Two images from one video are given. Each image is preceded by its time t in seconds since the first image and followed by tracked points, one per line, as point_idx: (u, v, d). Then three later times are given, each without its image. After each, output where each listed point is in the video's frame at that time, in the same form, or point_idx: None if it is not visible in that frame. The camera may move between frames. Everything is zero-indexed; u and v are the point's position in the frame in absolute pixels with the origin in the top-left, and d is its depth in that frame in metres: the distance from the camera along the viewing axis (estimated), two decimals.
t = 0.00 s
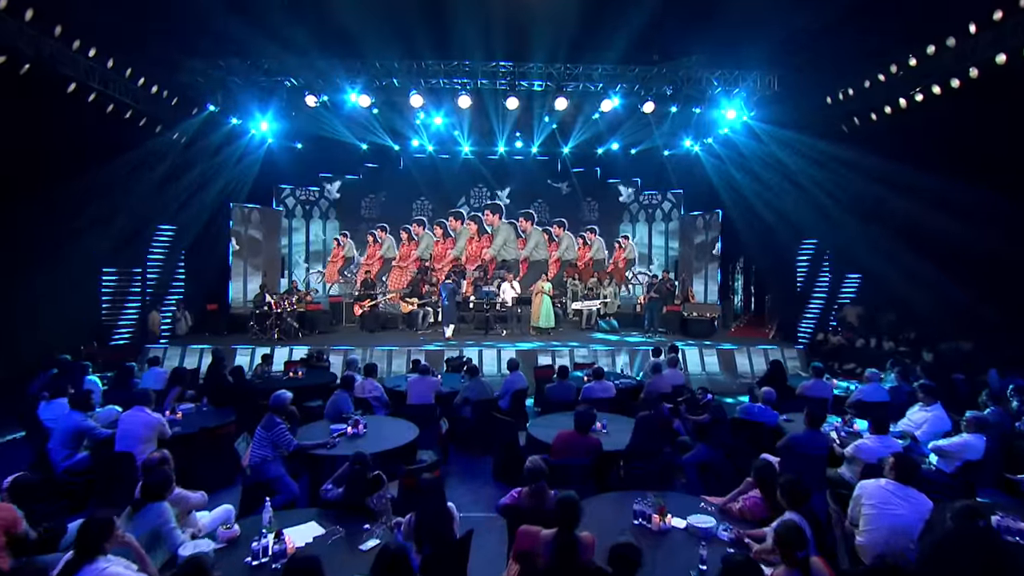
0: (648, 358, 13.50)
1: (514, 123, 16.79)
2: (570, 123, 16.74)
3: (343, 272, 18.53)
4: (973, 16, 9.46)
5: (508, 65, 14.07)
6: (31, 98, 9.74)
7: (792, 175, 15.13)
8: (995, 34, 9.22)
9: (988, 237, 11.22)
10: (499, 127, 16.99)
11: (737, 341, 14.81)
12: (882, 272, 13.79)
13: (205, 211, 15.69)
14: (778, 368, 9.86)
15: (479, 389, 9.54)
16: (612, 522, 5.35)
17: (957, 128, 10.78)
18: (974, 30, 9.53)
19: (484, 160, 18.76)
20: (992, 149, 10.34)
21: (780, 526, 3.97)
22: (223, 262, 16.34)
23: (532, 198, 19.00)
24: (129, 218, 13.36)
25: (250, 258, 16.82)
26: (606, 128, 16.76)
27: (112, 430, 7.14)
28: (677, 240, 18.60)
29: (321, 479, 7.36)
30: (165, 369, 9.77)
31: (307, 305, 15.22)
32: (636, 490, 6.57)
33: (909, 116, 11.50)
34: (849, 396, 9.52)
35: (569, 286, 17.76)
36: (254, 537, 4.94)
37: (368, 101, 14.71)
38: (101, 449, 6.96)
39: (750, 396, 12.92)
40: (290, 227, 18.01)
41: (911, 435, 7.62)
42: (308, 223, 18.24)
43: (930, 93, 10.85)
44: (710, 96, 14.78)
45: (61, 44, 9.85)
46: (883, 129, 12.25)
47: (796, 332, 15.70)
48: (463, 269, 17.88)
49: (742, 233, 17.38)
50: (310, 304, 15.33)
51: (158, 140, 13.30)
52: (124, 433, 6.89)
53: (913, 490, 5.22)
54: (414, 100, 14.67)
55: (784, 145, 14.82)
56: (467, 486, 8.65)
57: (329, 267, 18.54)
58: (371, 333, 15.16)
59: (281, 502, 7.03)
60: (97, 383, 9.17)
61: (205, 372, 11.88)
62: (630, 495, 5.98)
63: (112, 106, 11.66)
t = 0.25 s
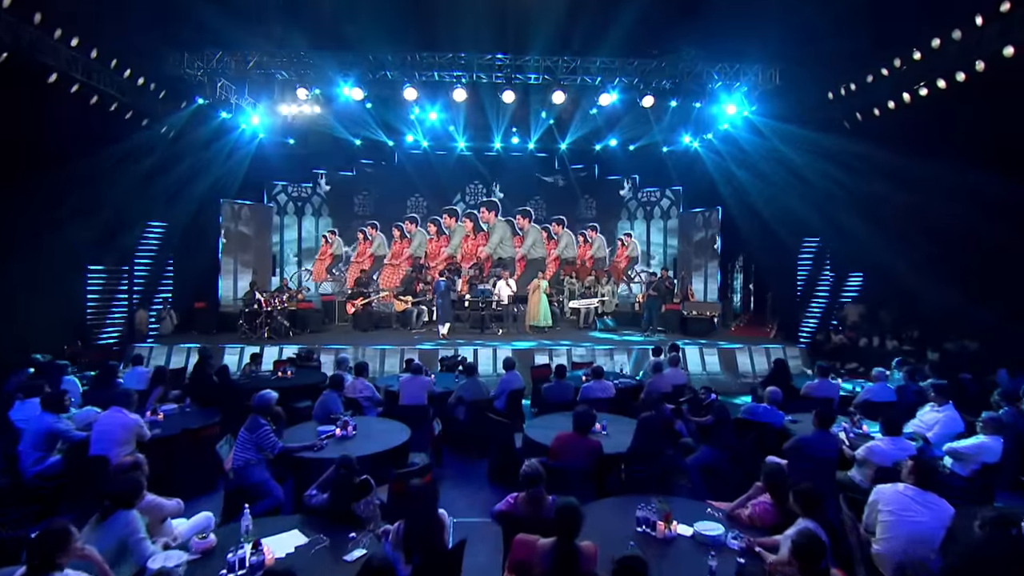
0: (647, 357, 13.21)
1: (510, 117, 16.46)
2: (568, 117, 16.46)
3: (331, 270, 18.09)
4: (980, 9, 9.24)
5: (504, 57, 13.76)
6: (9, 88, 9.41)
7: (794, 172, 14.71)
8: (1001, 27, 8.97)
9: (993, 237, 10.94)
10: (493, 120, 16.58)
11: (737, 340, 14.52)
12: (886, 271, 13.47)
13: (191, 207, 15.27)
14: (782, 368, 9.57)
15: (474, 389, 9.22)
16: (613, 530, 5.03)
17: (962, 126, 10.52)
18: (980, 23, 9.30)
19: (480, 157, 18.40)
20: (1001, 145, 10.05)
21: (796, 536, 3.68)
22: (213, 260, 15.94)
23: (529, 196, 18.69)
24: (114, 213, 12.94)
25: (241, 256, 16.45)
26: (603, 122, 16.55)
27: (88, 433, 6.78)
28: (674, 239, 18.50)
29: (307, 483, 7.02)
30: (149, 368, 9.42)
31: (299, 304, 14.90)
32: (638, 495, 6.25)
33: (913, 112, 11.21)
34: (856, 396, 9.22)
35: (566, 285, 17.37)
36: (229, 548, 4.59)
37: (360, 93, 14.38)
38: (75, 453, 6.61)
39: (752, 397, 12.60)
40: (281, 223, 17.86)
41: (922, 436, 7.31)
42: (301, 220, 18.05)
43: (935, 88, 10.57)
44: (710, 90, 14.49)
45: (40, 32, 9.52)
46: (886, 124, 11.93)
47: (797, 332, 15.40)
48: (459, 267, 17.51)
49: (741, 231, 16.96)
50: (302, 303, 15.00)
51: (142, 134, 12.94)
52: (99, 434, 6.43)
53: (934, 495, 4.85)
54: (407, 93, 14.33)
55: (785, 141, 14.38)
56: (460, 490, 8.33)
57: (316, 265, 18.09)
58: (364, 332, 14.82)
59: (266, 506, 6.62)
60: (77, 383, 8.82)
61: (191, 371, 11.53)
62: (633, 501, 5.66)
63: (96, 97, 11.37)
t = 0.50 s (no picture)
0: (648, 357, 12.91)
1: (508, 111, 16.15)
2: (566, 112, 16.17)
3: (322, 269, 17.67)
4: None
5: (501, 50, 13.47)
6: None
7: (796, 167, 14.42)
8: (1012, 18, 8.68)
9: (1000, 233, 10.67)
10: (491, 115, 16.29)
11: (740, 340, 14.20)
12: (892, 269, 13.16)
13: (181, 203, 14.92)
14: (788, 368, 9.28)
15: (470, 389, 8.91)
16: (617, 540, 4.70)
17: (969, 121, 10.29)
18: (989, 15, 9.01)
19: (477, 153, 18.03)
20: (1007, 138, 9.79)
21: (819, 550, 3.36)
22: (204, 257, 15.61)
23: (527, 193, 18.38)
24: (100, 209, 12.57)
25: (233, 255, 16.15)
26: (603, 117, 16.24)
27: (62, 436, 6.44)
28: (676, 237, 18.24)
29: (295, 489, 6.68)
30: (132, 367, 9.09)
31: (292, 302, 14.55)
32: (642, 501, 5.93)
33: (919, 106, 10.97)
34: (866, 397, 8.90)
35: (565, 284, 16.93)
36: (204, 560, 4.25)
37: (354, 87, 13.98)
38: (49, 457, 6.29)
39: (757, 397, 12.27)
40: (275, 221, 17.46)
41: (938, 439, 6.97)
42: (295, 218, 17.64)
43: (942, 81, 10.32)
44: (712, 83, 14.17)
45: (21, 21, 9.23)
46: (891, 120, 11.67)
47: (800, 331, 15.09)
48: (455, 266, 17.14)
49: (744, 228, 16.65)
50: (295, 301, 14.68)
51: (127, 128, 12.63)
52: (74, 437, 6.19)
53: (961, 502, 4.53)
54: (403, 87, 14.01)
55: (790, 135, 14.09)
56: (456, 495, 8.00)
57: (306, 264, 17.64)
58: (359, 331, 14.49)
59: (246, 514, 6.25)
60: (56, 383, 8.48)
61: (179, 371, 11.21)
62: (638, 508, 5.34)
63: (82, 89, 11.20)
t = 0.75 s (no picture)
0: (650, 356, 12.59)
1: (507, 106, 15.77)
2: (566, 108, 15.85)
3: (312, 267, 17.27)
4: None
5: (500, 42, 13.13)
6: None
7: (804, 164, 14.04)
8: None
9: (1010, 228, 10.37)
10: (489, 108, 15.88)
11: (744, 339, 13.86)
12: (902, 267, 12.92)
13: (172, 199, 14.54)
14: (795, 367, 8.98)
15: (466, 390, 8.57)
16: (622, 551, 4.37)
17: (981, 113, 9.98)
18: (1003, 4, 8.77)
19: (475, 148, 17.70)
20: (1020, 131, 9.50)
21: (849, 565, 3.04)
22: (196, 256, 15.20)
23: (526, 190, 18.05)
24: (87, 204, 12.22)
25: (225, 248, 15.55)
26: (604, 112, 15.85)
27: (37, 439, 6.13)
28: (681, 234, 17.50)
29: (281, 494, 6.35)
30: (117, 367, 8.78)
31: (285, 300, 14.23)
32: (648, 508, 5.60)
33: (928, 100, 10.71)
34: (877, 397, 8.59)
35: (565, 282, 16.68)
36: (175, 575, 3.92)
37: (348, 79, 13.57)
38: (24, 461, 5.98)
39: (763, 398, 12.02)
40: (268, 217, 16.94)
41: (957, 441, 6.65)
42: (288, 214, 17.17)
43: (951, 74, 10.06)
44: (716, 77, 13.79)
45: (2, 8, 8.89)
46: (899, 115, 11.40)
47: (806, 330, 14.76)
48: (453, 264, 16.77)
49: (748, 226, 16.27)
50: (289, 300, 14.34)
51: (114, 120, 12.28)
52: (48, 440, 5.85)
53: (993, 511, 4.14)
54: (398, 79, 13.60)
55: (797, 130, 13.72)
56: (452, 499, 7.68)
57: (296, 262, 17.22)
58: (353, 330, 14.14)
59: (225, 524, 6.02)
60: (37, 383, 8.16)
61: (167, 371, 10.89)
62: (644, 516, 5.01)
63: (68, 80, 10.84)
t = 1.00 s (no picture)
0: (652, 356, 12.26)
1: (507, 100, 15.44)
2: (566, 104, 15.56)
3: (302, 265, 16.84)
4: None
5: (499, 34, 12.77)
6: None
7: (812, 159, 13.65)
8: None
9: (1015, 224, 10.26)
10: (488, 103, 15.56)
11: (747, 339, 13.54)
12: (910, 264, 12.68)
13: (162, 195, 14.15)
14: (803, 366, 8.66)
15: (462, 391, 8.26)
16: (628, 565, 4.04)
17: (993, 107, 9.63)
18: None
19: (472, 143, 17.38)
20: None
21: None
22: (187, 254, 14.80)
23: (525, 186, 17.70)
24: (68, 200, 11.81)
25: (217, 246, 15.29)
26: (604, 107, 15.52)
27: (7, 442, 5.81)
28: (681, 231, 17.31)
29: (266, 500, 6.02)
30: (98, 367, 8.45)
31: (279, 299, 13.95)
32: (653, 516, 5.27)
33: (936, 94, 10.35)
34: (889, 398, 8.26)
35: (565, 281, 16.44)
36: None
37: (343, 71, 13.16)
38: None
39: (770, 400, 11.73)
40: (262, 214, 16.41)
41: (977, 445, 6.32)
42: (282, 209, 16.74)
43: (960, 67, 9.71)
44: (720, 71, 13.42)
45: None
46: (909, 110, 11.02)
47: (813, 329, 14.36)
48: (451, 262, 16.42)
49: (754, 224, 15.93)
50: (282, 299, 14.02)
51: (102, 114, 11.91)
52: (18, 444, 5.52)
53: None
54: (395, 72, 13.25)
55: (805, 126, 13.35)
56: (446, 504, 7.36)
57: (286, 260, 16.76)
58: (348, 330, 13.78)
59: (200, 534, 5.64)
60: (14, 385, 7.83)
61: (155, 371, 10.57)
62: (652, 526, 4.67)
63: (54, 72, 10.46)
